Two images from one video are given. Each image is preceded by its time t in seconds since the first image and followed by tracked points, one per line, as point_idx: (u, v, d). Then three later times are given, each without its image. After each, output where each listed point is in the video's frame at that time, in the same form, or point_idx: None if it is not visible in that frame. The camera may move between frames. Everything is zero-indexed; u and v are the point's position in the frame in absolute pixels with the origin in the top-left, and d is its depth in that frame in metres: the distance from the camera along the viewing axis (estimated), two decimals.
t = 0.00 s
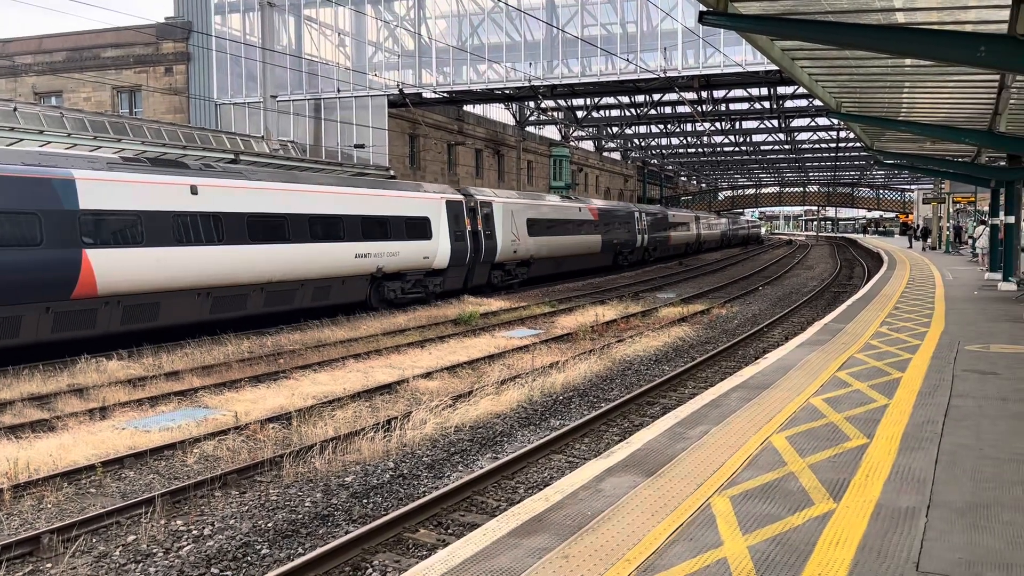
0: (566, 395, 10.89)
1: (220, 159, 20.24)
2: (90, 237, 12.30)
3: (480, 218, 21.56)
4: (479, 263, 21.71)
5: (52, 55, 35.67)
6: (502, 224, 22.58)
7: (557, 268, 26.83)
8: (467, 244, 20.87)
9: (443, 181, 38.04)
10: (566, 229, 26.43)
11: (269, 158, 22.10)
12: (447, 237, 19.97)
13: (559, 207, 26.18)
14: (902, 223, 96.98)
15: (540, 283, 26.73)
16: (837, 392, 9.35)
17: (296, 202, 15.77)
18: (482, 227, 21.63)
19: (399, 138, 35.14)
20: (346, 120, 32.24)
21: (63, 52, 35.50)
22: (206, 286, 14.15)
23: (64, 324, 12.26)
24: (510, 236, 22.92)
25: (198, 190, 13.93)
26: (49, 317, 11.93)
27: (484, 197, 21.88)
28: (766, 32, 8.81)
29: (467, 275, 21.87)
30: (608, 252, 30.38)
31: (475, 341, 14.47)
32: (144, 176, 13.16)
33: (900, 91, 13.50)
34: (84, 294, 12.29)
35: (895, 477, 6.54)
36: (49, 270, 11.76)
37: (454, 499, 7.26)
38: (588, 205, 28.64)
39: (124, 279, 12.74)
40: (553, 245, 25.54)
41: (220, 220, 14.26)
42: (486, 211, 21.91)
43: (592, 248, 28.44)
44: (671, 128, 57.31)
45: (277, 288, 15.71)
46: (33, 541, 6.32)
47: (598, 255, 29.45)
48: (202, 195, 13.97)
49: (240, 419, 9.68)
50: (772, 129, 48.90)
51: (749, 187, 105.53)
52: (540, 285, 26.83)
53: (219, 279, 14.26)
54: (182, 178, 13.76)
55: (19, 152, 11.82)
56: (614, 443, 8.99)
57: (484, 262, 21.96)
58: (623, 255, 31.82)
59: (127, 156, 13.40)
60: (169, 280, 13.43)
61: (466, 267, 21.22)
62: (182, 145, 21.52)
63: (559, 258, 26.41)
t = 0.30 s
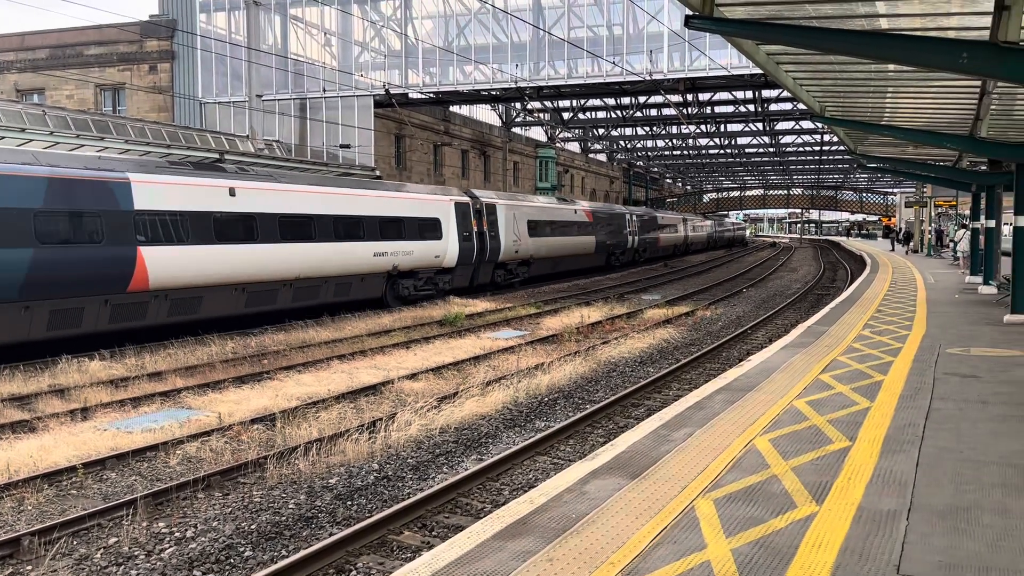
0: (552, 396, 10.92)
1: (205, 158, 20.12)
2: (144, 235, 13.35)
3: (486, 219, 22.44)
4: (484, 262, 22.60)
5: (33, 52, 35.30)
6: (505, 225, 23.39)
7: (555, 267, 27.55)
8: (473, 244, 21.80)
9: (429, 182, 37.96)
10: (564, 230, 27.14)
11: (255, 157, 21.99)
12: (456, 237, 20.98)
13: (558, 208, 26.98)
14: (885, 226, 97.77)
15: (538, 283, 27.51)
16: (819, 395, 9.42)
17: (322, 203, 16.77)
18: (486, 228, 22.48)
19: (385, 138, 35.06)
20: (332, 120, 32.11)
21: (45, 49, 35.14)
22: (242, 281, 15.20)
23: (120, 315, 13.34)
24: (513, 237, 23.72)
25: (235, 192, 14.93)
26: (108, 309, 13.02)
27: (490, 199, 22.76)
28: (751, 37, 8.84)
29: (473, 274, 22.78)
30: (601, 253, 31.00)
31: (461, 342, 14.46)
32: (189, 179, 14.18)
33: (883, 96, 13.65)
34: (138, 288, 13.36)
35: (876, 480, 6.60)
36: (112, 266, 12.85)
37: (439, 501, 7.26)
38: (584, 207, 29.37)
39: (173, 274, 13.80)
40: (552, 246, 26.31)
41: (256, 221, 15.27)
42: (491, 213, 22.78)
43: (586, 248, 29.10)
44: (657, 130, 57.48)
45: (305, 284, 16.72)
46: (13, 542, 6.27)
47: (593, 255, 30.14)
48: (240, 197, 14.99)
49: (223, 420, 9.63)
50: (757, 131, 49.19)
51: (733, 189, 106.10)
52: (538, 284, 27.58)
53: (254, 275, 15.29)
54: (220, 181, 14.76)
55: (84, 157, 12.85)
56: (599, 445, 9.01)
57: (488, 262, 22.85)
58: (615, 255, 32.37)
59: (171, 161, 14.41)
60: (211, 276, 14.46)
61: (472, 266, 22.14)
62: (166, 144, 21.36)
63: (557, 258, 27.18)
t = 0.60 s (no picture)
0: (537, 395, 10.92)
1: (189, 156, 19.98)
2: (189, 233, 14.18)
3: (489, 219, 23.43)
4: (487, 259, 23.54)
5: (15, 48, 34.97)
6: (506, 224, 24.33)
7: (550, 265, 28.28)
8: (478, 242, 22.75)
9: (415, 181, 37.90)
10: (559, 230, 27.87)
11: (239, 156, 21.85)
12: (462, 236, 21.91)
13: (555, 209, 27.83)
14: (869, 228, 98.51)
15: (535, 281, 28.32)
16: (803, 395, 9.46)
17: (340, 204, 17.58)
18: (490, 228, 23.50)
19: (370, 137, 35.03)
20: (318, 118, 31.99)
21: (26, 45, 34.80)
22: (272, 276, 16.00)
23: (165, 308, 14.13)
24: (513, 236, 24.61)
25: (266, 193, 15.73)
26: (155, 301, 13.81)
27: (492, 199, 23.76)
28: (736, 38, 8.85)
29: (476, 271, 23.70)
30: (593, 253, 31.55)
31: (446, 342, 14.44)
32: (226, 180, 14.99)
33: (868, 98, 13.72)
34: (183, 282, 14.15)
35: (857, 481, 6.62)
36: (155, 262, 13.58)
37: (422, 501, 7.24)
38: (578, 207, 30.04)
39: (212, 269, 14.58)
40: (549, 245, 27.12)
41: (283, 220, 16.06)
42: (493, 213, 23.74)
43: (580, 247, 29.71)
44: (643, 131, 57.67)
45: (325, 280, 17.56)
46: None
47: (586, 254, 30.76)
48: (270, 197, 15.79)
49: (206, 420, 9.56)
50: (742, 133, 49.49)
51: (719, 190, 106.57)
52: (535, 282, 28.37)
53: (284, 270, 16.10)
54: (253, 182, 15.55)
55: (133, 161, 13.66)
56: (583, 444, 9.01)
57: (490, 259, 23.78)
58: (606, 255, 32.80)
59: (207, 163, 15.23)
60: (246, 272, 15.26)
61: (475, 264, 23.07)
62: (150, 142, 21.19)
63: (553, 257, 27.97)
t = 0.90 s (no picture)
0: (524, 396, 10.92)
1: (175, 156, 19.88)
2: (226, 232, 15.10)
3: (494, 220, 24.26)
4: (491, 259, 24.32)
5: None
6: (509, 225, 25.10)
7: (548, 265, 28.83)
8: (483, 242, 23.59)
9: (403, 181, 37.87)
10: (557, 229, 28.40)
11: (225, 155, 21.75)
12: (469, 237, 22.83)
13: (554, 209, 28.46)
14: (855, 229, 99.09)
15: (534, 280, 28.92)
16: (788, 396, 9.51)
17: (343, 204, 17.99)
18: (495, 228, 24.28)
19: (358, 137, 35.01)
20: (305, 118, 31.88)
21: (11, 42, 34.58)
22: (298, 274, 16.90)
23: (205, 303, 15.14)
24: (516, 236, 25.38)
25: (294, 196, 16.62)
26: (196, 296, 14.81)
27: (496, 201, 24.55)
28: (723, 41, 8.86)
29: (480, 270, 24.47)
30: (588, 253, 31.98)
31: (433, 343, 14.41)
32: (256, 183, 15.85)
33: (853, 101, 13.78)
34: (221, 278, 15.13)
35: (841, 482, 6.64)
36: (150, 261, 13.72)
37: (409, 502, 7.23)
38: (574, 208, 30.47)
39: (244, 267, 15.47)
40: (548, 244, 27.75)
41: (309, 220, 16.93)
42: (497, 214, 24.51)
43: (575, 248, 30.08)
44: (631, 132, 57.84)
45: (345, 277, 18.52)
46: None
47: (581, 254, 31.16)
48: (297, 199, 16.66)
49: (191, 421, 9.51)
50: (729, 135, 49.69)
51: (707, 192, 106.92)
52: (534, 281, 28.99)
53: (309, 268, 16.99)
54: (281, 185, 16.42)
55: (132, 161, 13.77)
56: (570, 445, 9.01)
57: (494, 259, 24.55)
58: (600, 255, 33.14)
59: (239, 167, 16.13)
60: (276, 269, 16.18)
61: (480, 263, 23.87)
62: (135, 141, 21.07)
63: (552, 257, 28.63)
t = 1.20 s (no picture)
0: (515, 396, 10.93)
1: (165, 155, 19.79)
2: (261, 232, 15.88)
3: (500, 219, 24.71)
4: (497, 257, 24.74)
5: None
6: (513, 224, 25.42)
7: (547, 264, 28.99)
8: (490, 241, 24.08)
9: (395, 181, 37.78)
10: (558, 228, 28.55)
11: (216, 154, 21.67)
12: (478, 236, 23.51)
13: (554, 209, 28.69)
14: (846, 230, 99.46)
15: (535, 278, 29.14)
16: (779, 395, 9.53)
17: (340, 204, 17.96)
18: (500, 227, 24.87)
19: (350, 136, 34.98)
20: (296, 116, 31.77)
21: None
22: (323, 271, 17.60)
23: (243, 297, 15.91)
24: (519, 234, 25.74)
25: (320, 197, 17.34)
26: (236, 291, 15.61)
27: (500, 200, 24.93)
28: (715, 41, 8.87)
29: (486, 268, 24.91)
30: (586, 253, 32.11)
31: (424, 342, 14.41)
32: (284, 185, 16.51)
33: (843, 101, 13.78)
34: (256, 275, 15.89)
35: (831, 481, 6.65)
36: (151, 261, 13.79)
37: (400, 501, 7.21)
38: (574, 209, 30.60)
39: (274, 266, 16.16)
40: (550, 243, 27.95)
41: (334, 221, 17.65)
42: (502, 213, 24.91)
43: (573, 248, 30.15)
44: (623, 132, 57.90)
45: (366, 274, 19.22)
46: None
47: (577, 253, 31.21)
48: (324, 200, 17.39)
49: (181, 420, 9.47)
50: (721, 135, 49.78)
51: (699, 192, 107.08)
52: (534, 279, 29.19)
53: (334, 266, 17.69)
54: (309, 188, 17.12)
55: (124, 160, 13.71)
56: (561, 445, 9.01)
57: (499, 257, 24.96)
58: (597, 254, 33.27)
59: (270, 170, 16.81)
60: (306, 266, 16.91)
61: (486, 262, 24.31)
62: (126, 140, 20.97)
63: (552, 257, 28.87)
